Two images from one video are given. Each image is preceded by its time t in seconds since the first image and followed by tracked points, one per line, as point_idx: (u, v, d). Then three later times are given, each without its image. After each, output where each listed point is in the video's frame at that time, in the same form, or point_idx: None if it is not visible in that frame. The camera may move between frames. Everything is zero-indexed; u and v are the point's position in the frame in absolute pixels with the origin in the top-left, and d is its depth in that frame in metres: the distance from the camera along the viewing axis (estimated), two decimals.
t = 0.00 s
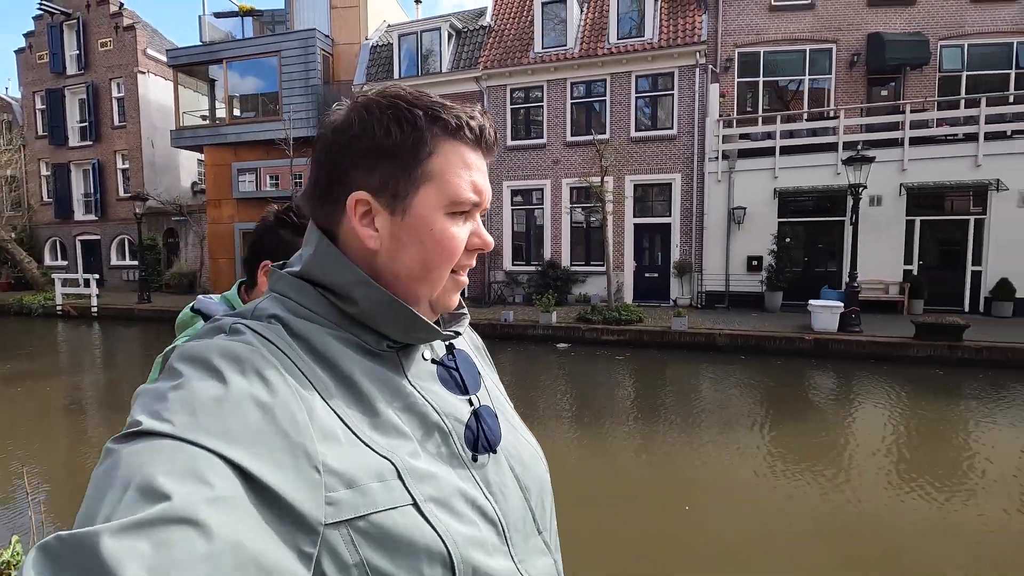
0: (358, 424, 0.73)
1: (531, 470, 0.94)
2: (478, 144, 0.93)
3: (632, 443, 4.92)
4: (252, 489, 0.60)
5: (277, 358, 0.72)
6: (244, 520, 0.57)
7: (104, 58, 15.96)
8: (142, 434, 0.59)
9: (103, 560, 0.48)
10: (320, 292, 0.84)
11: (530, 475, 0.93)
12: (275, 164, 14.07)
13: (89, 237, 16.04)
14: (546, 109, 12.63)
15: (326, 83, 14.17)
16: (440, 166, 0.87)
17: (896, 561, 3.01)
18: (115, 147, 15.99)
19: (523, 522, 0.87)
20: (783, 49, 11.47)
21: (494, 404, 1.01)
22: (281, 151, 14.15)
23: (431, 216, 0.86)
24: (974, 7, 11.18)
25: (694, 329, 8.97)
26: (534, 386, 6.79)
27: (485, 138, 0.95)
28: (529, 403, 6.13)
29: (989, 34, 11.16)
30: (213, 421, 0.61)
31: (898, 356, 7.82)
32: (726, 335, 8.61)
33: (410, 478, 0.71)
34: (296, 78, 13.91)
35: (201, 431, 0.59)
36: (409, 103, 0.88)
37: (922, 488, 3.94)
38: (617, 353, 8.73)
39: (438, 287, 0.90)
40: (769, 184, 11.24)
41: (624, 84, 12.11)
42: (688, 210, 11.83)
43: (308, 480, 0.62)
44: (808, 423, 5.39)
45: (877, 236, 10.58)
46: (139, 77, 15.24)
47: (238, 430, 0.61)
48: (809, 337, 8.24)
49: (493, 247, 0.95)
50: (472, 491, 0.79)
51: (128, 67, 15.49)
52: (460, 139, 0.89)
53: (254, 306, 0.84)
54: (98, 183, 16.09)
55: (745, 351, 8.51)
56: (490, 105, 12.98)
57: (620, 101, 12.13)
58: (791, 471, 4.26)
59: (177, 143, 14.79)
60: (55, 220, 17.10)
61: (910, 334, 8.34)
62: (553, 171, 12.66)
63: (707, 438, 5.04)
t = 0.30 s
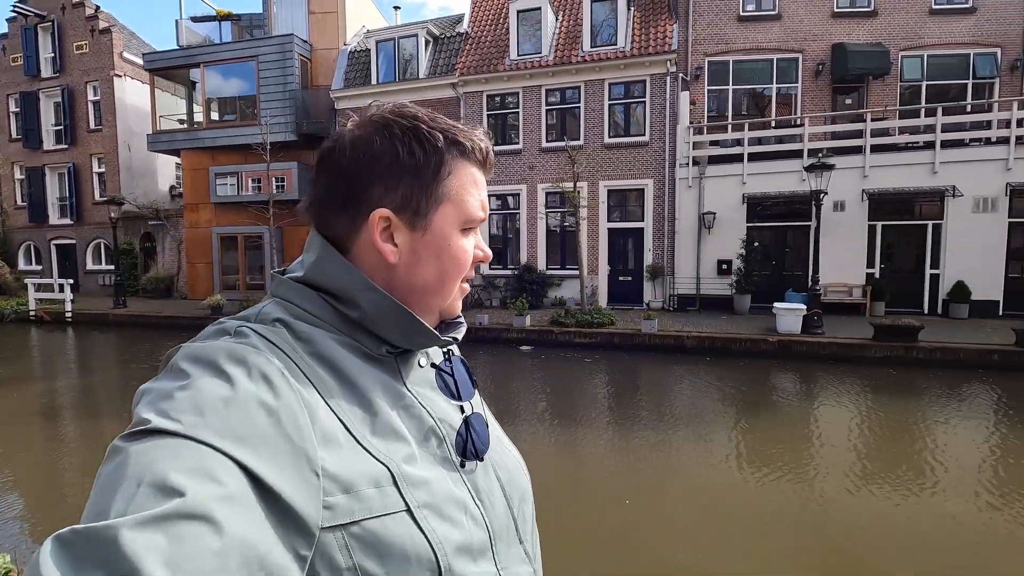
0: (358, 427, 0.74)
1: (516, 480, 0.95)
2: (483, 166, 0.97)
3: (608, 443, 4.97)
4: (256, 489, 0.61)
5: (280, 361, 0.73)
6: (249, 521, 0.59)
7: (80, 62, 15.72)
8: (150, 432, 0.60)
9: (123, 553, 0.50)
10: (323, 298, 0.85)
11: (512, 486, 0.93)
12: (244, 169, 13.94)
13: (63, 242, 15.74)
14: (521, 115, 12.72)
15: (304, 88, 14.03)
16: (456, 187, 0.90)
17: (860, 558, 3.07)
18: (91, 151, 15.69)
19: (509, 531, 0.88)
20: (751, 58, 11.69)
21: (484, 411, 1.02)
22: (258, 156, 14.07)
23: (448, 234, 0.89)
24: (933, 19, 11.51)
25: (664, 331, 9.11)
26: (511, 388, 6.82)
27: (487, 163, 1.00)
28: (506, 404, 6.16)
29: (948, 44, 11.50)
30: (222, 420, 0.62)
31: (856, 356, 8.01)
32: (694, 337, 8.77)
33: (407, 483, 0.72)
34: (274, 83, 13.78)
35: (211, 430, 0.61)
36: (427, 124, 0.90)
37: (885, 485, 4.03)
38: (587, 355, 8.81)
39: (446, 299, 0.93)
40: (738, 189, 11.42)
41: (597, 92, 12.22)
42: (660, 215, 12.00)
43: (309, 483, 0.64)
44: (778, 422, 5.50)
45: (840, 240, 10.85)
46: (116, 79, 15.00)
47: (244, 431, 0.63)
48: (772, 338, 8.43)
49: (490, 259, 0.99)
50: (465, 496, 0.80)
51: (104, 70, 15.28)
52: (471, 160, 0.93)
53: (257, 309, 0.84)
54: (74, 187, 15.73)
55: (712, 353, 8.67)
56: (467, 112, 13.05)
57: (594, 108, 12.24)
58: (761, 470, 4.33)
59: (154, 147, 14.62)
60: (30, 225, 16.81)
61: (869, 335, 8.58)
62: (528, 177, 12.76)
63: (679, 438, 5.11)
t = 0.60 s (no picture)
0: (375, 431, 0.76)
1: (531, 497, 0.96)
2: (506, 192, 1.00)
3: (589, 441, 5.02)
4: (276, 489, 0.63)
5: (301, 366, 0.75)
6: (268, 517, 0.60)
7: (57, 63, 15.49)
8: (175, 425, 0.62)
9: (145, 545, 0.51)
10: (343, 308, 0.86)
11: (528, 499, 0.95)
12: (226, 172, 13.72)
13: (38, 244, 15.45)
14: (499, 119, 12.77)
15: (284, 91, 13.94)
16: (482, 210, 0.93)
17: (829, 553, 3.13)
18: (69, 153, 15.48)
19: (526, 541, 0.89)
20: (723, 64, 11.90)
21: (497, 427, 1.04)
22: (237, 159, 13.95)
23: (474, 255, 0.92)
24: (897, 27, 11.87)
25: (637, 331, 9.22)
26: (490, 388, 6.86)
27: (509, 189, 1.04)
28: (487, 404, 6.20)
29: (912, 52, 11.84)
30: (245, 419, 0.64)
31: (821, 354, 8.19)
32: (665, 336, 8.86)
33: (423, 488, 0.74)
34: (254, 85, 13.66)
35: (233, 428, 0.62)
36: (458, 148, 0.93)
37: (854, 481, 4.13)
38: (563, 355, 8.89)
39: (465, 317, 0.95)
40: (710, 193, 11.59)
41: (574, 96, 12.31)
42: (634, 218, 12.13)
43: (329, 484, 0.66)
44: (754, 420, 5.60)
45: (808, 242, 11.08)
46: (94, 82, 15.06)
47: (266, 429, 0.64)
48: (740, 338, 8.56)
49: (507, 281, 1.02)
50: (478, 505, 0.82)
51: (81, 72, 15.07)
52: (496, 187, 0.97)
53: (278, 313, 0.85)
54: (51, 190, 15.47)
55: (682, 353, 8.77)
56: (445, 115, 13.07)
57: (571, 112, 12.34)
58: (735, 467, 4.39)
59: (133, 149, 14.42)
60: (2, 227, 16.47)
61: (834, 335, 8.77)
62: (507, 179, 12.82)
63: (657, 435, 5.17)
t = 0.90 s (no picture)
0: (366, 421, 0.78)
1: (528, 483, 0.98)
2: (498, 177, 1.02)
3: (570, 440, 5.05)
4: (264, 478, 0.65)
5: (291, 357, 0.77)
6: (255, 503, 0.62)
7: (40, 64, 15.27)
8: (169, 418, 0.65)
9: (128, 529, 0.53)
10: (335, 298, 0.89)
11: (525, 488, 0.96)
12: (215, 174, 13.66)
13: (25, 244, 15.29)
14: (482, 122, 12.80)
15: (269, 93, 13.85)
16: (473, 193, 0.94)
17: (806, 547, 3.19)
18: (53, 154, 15.24)
19: (519, 531, 0.91)
20: (701, 69, 12.06)
21: (494, 413, 1.05)
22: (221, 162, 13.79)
23: (464, 238, 0.94)
24: (869, 33, 12.11)
25: (615, 331, 9.30)
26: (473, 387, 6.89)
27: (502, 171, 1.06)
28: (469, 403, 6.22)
29: (884, 58, 12.09)
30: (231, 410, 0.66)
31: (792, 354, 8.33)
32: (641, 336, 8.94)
33: (415, 477, 0.75)
34: (239, 88, 13.56)
35: (221, 418, 0.65)
36: (447, 132, 0.95)
37: (826, 477, 4.21)
38: (544, 356, 8.95)
39: (459, 301, 0.97)
40: (688, 196, 11.73)
41: (555, 100, 12.40)
42: (614, 221, 12.24)
43: (318, 470, 0.67)
44: (731, 418, 5.68)
45: (782, 244, 11.28)
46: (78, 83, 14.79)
47: (252, 420, 0.67)
48: (714, 338, 8.65)
49: (503, 267, 1.03)
50: (470, 494, 0.83)
51: (66, 73, 14.84)
52: (487, 171, 0.98)
53: (272, 307, 0.89)
54: (36, 193, 15.24)
55: (657, 352, 8.85)
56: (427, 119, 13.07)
57: (552, 116, 12.42)
58: (712, 465, 4.46)
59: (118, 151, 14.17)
60: None
61: (803, 335, 8.94)
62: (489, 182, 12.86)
63: (637, 434, 5.22)
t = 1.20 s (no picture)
0: (349, 411, 0.75)
1: (524, 467, 0.99)
2: (495, 163, 0.98)
3: (552, 439, 5.03)
4: (236, 481, 0.61)
5: (264, 347, 0.73)
6: (226, 509, 0.58)
7: (29, 66, 15.09)
8: (126, 423, 0.60)
9: (81, 552, 0.48)
10: (312, 281, 0.87)
11: (522, 473, 0.97)
12: (205, 176, 13.57)
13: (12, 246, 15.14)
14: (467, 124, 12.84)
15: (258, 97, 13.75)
16: (460, 175, 0.91)
17: (793, 548, 3.19)
18: (42, 156, 15.03)
19: (516, 517, 0.91)
20: (683, 74, 12.24)
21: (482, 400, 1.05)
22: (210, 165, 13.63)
23: (442, 221, 0.89)
24: (846, 40, 12.35)
25: (595, 331, 9.38)
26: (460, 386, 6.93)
27: (502, 158, 1.02)
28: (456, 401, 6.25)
29: (862, 64, 12.32)
30: (198, 406, 0.62)
31: (763, 354, 8.47)
32: (620, 335, 9.02)
33: (401, 468, 0.73)
34: (227, 90, 13.46)
35: (186, 418, 0.60)
36: (439, 111, 0.92)
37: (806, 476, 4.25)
38: (527, 355, 9.00)
39: (435, 287, 0.92)
40: (670, 197, 11.86)
41: (539, 103, 12.48)
42: (597, 223, 12.33)
43: (296, 467, 0.64)
44: (711, 417, 5.71)
45: (760, 245, 11.44)
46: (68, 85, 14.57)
47: (222, 416, 0.62)
48: (691, 337, 8.71)
49: (490, 262, 0.98)
50: (462, 481, 0.82)
51: (56, 76, 14.65)
52: (481, 156, 0.94)
53: (247, 293, 0.86)
54: (26, 195, 15.07)
55: (636, 352, 8.93)
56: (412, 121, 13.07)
57: (536, 119, 12.52)
58: (693, 464, 4.46)
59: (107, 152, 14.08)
60: None
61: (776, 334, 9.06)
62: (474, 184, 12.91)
63: (618, 432, 5.22)
